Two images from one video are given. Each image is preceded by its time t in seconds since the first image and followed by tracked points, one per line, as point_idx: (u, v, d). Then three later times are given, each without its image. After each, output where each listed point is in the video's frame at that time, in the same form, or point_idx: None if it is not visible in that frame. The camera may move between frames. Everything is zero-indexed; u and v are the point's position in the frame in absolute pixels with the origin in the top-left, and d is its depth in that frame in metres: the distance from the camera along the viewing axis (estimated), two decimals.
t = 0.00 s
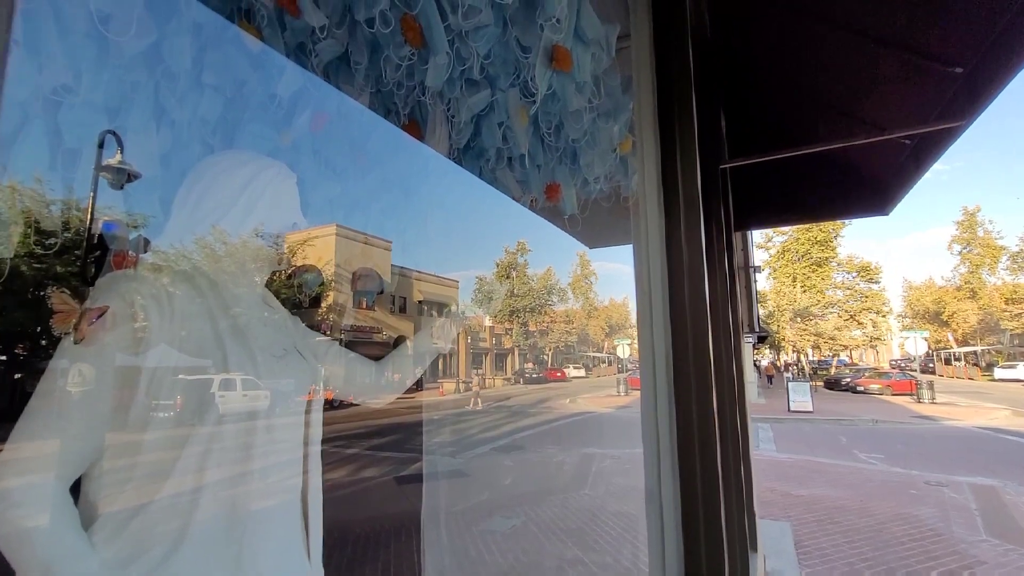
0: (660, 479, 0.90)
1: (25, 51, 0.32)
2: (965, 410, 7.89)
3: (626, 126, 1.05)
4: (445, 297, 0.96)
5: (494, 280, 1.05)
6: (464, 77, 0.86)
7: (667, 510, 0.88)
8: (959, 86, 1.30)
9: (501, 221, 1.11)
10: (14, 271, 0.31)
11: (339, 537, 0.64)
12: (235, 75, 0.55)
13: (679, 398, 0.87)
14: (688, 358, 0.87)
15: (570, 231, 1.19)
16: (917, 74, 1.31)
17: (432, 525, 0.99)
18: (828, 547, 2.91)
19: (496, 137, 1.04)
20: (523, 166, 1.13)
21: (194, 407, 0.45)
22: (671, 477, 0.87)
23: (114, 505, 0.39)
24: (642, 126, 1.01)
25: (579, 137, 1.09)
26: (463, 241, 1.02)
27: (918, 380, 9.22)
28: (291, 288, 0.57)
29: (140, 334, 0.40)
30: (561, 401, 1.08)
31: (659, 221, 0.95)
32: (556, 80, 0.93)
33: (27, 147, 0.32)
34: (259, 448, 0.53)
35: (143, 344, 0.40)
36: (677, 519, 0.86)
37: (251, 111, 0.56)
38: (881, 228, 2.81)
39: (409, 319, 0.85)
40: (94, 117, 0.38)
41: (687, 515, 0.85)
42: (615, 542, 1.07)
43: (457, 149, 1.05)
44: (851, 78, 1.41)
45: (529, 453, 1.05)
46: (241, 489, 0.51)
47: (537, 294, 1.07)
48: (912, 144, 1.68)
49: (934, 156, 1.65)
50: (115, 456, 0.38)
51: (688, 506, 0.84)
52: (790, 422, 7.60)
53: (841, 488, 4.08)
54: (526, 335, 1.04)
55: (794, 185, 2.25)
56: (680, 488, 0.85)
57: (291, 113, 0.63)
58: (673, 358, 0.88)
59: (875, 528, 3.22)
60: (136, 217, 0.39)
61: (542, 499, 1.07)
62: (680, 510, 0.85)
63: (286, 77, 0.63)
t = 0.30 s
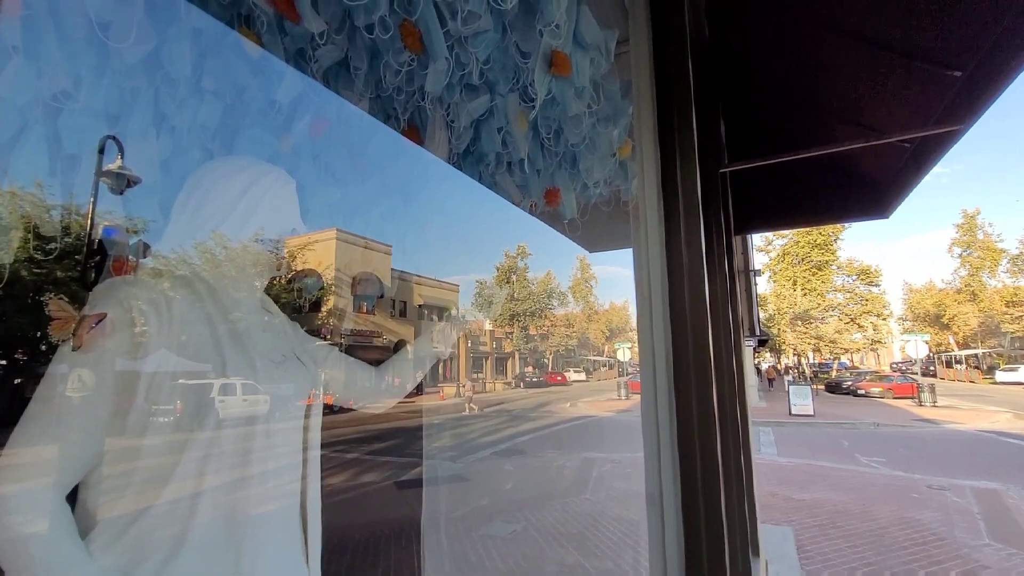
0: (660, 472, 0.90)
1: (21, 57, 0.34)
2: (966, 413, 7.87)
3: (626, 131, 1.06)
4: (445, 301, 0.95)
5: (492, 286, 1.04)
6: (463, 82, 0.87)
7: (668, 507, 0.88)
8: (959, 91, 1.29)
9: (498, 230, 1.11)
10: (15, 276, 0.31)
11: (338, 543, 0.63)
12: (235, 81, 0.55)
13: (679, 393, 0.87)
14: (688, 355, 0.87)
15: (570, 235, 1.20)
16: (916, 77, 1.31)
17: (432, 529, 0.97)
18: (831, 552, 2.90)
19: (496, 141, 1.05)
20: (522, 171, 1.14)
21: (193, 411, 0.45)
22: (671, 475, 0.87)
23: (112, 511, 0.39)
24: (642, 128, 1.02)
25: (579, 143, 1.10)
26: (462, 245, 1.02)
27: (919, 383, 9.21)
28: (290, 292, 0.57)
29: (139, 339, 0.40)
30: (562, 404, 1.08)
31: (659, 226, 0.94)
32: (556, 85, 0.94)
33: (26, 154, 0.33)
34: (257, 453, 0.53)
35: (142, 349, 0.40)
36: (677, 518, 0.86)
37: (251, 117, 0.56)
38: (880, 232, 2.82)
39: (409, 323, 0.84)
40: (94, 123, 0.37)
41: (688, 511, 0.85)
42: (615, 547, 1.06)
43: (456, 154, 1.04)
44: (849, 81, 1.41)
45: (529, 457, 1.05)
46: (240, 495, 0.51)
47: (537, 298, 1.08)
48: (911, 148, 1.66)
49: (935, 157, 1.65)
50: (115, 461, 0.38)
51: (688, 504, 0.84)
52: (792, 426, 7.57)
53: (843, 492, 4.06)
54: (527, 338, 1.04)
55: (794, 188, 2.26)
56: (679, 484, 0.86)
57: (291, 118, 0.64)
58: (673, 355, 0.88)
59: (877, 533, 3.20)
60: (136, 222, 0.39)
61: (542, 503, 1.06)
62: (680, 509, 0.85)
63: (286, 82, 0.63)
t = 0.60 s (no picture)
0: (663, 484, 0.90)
1: (21, 64, 0.34)
2: (969, 416, 7.85)
3: (625, 134, 1.05)
4: (445, 305, 0.96)
5: (492, 288, 1.05)
6: (462, 86, 0.87)
7: (669, 513, 0.88)
8: (957, 92, 1.29)
9: (500, 230, 1.12)
10: (15, 281, 0.31)
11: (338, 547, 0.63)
12: (235, 86, 0.55)
13: (680, 392, 0.86)
14: (688, 352, 0.87)
15: (573, 238, 1.20)
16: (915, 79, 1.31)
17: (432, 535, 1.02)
18: (834, 556, 2.88)
19: (496, 145, 1.05)
20: (522, 175, 1.14)
21: (193, 415, 0.45)
22: (671, 476, 0.87)
23: (112, 516, 0.39)
24: (641, 131, 1.00)
25: (578, 146, 1.10)
26: (462, 247, 1.03)
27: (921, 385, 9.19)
28: (290, 295, 0.58)
29: (139, 343, 0.40)
30: (562, 408, 1.08)
31: (659, 233, 0.94)
32: (555, 89, 0.94)
33: (27, 158, 0.33)
34: (257, 458, 0.52)
35: (143, 354, 0.40)
36: (678, 525, 0.86)
37: (251, 122, 0.56)
38: (880, 234, 2.82)
39: (409, 326, 0.85)
40: (94, 129, 0.37)
41: (690, 519, 0.84)
42: (618, 552, 1.03)
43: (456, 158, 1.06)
44: (849, 83, 1.41)
45: (529, 461, 1.06)
46: (239, 500, 0.50)
47: (538, 302, 1.07)
48: (911, 150, 1.66)
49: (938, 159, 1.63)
50: (116, 466, 0.37)
51: (689, 505, 0.84)
52: (793, 429, 7.55)
53: (845, 495, 4.05)
54: (528, 342, 1.03)
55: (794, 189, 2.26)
56: (680, 488, 0.85)
57: (290, 124, 0.64)
58: (672, 350, 0.88)
59: (880, 536, 3.19)
60: (136, 227, 0.39)
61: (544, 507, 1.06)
62: (683, 515, 0.85)
63: (285, 88, 0.64)
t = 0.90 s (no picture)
0: (663, 480, 0.90)
1: (21, 68, 0.34)
2: (970, 418, 7.84)
3: (624, 138, 1.06)
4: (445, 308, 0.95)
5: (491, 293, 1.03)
6: (462, 90, 0.87)
7: (671, 510, 0.88)
8: (955, 95, 1.30)
9: (501, 234, 1.12)
10: (15, 285, 0.31)
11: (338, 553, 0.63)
12: (235, 91, 0.55)
13: (681, 391, 0.87)
14: (689, 348, 0.87)
15: (573, 242, 1.21)
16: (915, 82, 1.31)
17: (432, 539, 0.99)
18: (836, 560, 2.87)
19: (495, 149, 1.05)
20: (522, 179, 1.15)
21: (192, 420, 0.44)
22: (672, 477, 0.87)
23: (111, 521, 0.38)
24: (641, 137, 1.01)
25: (578, 150, 1.12)
26: (463, 249, 1.03)
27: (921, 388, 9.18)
28: (290, 299, 0.57)
29: (139, 348, 0.40)
30: (562, 411, 1.08)
31: (658, 235, 0.94)
32: (554, 93, 0.94)
33: (28, 163, 0.33)
34: (256, 463, 0.52)
35: (142, 359, 0.41)
36: (680, 523, 0.86)
37: (251, 127, 0.56)
38: (878, 237, 2.82)
39: (409, 331, 0.85)
40: (94, 134, 0.37)
41: (691, 517, 0.84)
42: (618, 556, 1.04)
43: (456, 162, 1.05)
44: (848, 86, 1.42)
45: (530, 465, 1.04)
46: (239, 505, 0.50)
47: (537, 305, 1.07)
48: (910, 152, 1.67)
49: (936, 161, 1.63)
50: (116, 471, 0.37)
51: (688, 500, 0.84)
52: (794, 432, 7.53)
53: (846, 499, 4.03)
54: (527, 346, 1.03)
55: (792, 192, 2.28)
56: (681, 493, 0.85)
57: (290, 128, 0.64)
58: (672, 343, 0.89)
59: (882, 540, 3.18)
60: (136, 232, 0.39)
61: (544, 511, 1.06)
62: (685, 516, 0.85)
63: (285, 93, 0.64)
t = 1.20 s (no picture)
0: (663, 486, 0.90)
1: (22, 76, 0.35)
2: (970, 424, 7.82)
3: (623, 145, 1.06)
4: (444, 313, 0.95)
5: (490, 296, 1.03)
6: (461, 98, 0.87)
7: (671, 518, 0.88)
8: (951, 103, 1.30)
9: (501, 240, 1.12)
10: (13, 291, 0.31)
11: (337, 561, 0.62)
12: (236, 98, 0.56)
13: (681, 398, 0.86)
14: (688, 355, 0.87)
15: (572, 248, 1.22)
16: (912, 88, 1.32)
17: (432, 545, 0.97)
18: (837, 567, 2.84)
19: (495, 156, 1.05)
20: (521, 185, 1.15)
21: (190, 426, 0.44)
22: (672, 485, 0.87)
23: (108, 528, 0.38)
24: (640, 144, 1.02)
25: (577, 156, 1.12)
26: (462, 255, 1.02)
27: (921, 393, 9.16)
28: (290, 305, 0.57)
29: (137, 353, 0.40)
30: (562, 417, 1.08)
31: (657, 244, 0.95)
32: (553, 100, 0.95)
33: (27, 171, 0.33)
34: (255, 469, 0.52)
35: (140, 364, 0.40)
36: (681, 531, 0.86)
37: (251, 133, 0.56)
38: (878, 242, 2.82)
39: (409, 336, 0.85)
40: (94, 141, 0.37)
41: (692, 521, 0.84)
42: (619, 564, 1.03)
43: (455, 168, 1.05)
44: (846, 91, 1.42)
45: (530, 472, 1.03)
46: (237, 512, 0.50)
47: (537, 310, 1.07)
48: (907, 158, 1.68)
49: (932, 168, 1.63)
50: (113, 477, 0.37)
51: (688, 507, 0.84)
52: (794, 438, 7.50)
53: (847, 505, 4.01)
54: (527, 351, 1.02)
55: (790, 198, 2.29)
56: (682, 500, 0.85)
57: (290, 135, 0.64)
58: (672, 355, 0.88)
59: (884, 547, 3.15)
60: (136, 238, 0.39)
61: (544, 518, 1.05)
62: (684, 522, 0.85)
63: (285, 99, 0.64)
